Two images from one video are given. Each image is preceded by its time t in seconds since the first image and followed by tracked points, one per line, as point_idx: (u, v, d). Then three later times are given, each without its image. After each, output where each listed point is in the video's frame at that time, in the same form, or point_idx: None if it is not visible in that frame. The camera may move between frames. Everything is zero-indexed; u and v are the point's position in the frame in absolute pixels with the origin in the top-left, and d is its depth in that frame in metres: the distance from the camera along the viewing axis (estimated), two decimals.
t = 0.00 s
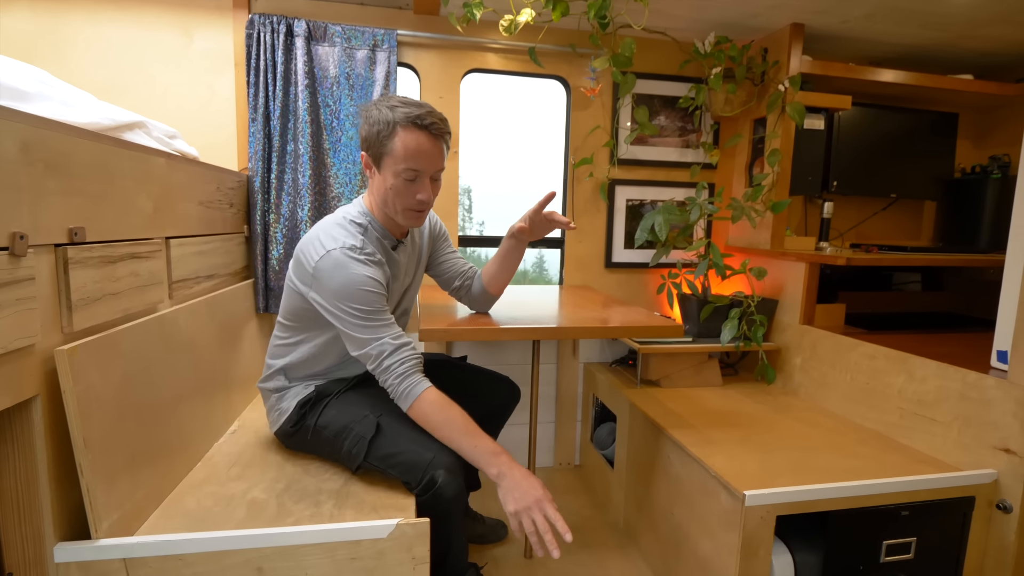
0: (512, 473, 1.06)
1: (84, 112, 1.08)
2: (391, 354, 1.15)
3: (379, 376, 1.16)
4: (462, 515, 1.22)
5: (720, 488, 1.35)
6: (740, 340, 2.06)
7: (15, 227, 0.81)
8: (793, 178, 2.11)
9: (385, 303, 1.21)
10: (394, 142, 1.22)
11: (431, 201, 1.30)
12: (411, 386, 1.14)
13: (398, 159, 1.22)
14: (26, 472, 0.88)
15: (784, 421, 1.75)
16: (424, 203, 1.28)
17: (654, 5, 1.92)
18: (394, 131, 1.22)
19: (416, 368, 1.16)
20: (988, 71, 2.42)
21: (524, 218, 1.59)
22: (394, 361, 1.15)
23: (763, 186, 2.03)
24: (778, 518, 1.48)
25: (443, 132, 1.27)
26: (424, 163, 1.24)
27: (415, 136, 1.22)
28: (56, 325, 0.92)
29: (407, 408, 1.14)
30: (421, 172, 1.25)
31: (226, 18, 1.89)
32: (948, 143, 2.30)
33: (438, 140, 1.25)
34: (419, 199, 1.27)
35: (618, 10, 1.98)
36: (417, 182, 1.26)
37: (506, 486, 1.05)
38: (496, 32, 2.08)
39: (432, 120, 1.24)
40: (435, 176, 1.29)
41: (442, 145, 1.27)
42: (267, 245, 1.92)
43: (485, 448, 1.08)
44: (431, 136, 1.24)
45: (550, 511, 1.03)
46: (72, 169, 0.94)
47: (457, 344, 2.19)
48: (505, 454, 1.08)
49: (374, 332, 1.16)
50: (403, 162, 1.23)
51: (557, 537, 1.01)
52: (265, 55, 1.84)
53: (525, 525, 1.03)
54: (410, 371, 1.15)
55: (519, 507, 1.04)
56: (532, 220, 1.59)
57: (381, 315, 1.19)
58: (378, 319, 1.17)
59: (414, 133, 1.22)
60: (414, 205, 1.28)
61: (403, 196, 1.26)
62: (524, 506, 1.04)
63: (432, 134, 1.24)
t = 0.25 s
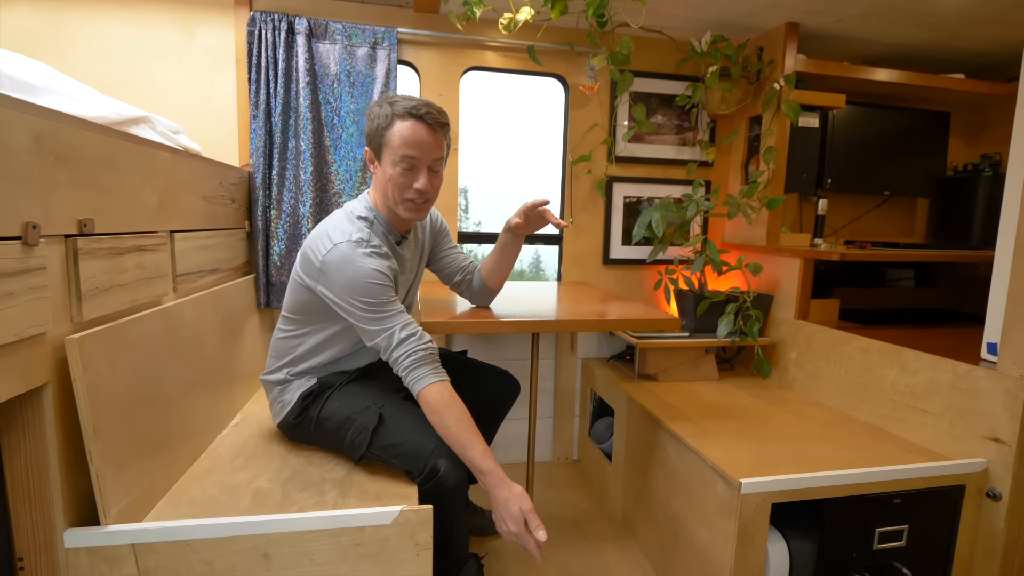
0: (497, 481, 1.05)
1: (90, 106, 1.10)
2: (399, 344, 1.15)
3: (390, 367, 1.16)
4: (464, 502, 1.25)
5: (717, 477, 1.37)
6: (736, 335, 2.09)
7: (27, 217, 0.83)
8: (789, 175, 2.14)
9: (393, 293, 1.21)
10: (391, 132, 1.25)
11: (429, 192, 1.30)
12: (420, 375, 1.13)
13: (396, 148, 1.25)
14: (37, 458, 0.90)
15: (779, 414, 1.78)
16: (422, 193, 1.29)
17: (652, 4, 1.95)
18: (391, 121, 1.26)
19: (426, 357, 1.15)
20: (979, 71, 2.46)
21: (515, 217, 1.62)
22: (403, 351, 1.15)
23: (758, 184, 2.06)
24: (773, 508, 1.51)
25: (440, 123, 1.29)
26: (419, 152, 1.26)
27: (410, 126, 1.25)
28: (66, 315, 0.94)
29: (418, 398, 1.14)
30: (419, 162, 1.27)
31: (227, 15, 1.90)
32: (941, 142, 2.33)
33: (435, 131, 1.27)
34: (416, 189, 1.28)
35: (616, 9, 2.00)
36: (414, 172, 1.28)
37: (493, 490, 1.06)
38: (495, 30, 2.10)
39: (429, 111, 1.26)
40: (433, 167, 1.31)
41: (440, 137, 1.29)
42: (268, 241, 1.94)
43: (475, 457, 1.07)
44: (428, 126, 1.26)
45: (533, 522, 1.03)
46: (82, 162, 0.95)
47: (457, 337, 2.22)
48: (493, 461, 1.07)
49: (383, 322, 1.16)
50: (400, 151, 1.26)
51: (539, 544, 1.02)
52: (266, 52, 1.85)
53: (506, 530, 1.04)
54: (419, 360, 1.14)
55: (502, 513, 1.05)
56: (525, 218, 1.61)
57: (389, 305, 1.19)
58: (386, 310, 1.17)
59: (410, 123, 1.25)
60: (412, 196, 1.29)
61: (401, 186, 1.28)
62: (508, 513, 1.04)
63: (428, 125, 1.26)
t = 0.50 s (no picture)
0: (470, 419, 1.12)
1: (98, 103, 1.12)
2: (363, 340, 1.21)
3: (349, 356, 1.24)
4: (465, 492, 1.27)
5: (712, 468, 1.40)
6: (731, 331, 2.12)
7: (41, 211, 0.85)
8: (782, 174, 2.18)
9: (376, 289, 1.26)
10: (380, 124, 1.31)
11: (420, 178, 1.31)
12: (376, 368, 1.21)
13: (385, 138, 1.30)
14: (49, 447, 0.92)
15: (774, 407, 1.81)
16: (413, 179, 1.30)
17: (648, 5, 1.98)
18: (381, 115, 1.32)
19: (384, 356, 1.23)
20: (968, 72, 2.51)
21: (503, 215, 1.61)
22: (363, 346, 1.22)
23: (753, 182, 2.09)
24: (767, 498, 1.54)
25: (428, 112, 1.33)
26: (407, 139, 1.30)
27: (398, 116, 1.30)
28: (76, 307, 0.95)
29: (373, 389, 1.22)
30: (407, 149, 1.31)
31: (228, 14, 1.92)
32: (931, 141, 2.37)
33: (423, 119, 1.31)
34: (406, 176, 1.30)
35: (613, 9, 2.03)
36: (404, 160, 1.31)
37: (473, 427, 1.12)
38: (494, 30, 2.12)
39: (416, 101, 1.31)
40: (424, 155, 1.33)
41: (430, 126, 1.33)
42: (269, 238, 1.95)
43: (437, 410, 1.13)
44: (415, 114, 1.30)
45: (509, 434, 1.08)
46: (92, 157, 0.97)
47: (455, 332, 2.25)
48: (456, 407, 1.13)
49: (356, 315, 1.22)
50: (389, 139, 1.30)
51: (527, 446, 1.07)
52: (267, 50, 1.87)
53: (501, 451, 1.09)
54: (376, 357, 1.22)
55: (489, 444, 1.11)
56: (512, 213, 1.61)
57: (368, 301, 1.25)
58: (362, 304, 1.23)
59: (398, 113, 1.30)
60: (403, 184, 1.30)
61: (393, 176, 1.31)
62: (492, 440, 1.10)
63: (415, 113, 1.31)
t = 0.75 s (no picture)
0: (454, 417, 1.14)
1: (102, 101, 1.13)
2: (348, 336, 1.23)
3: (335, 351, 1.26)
4: (464, 484, 1.30)
5: (707, 460, 1.43)
6: (726, 328, 2.15)
7: (50, 206, 0.87)
8: (776, 173, 2.21)
9: (362, 285, 1.28)
10: (375, 123, 1.33)
11: (414, 176, 1.33)
12: (361, 363, 1.23)
13: (379, 137, 1.32)
14: (57, 438, 0.93)
15: (768, 403, 1.84)
16: (407, 178, 1.32)
17: (644, 6, 2.00)
18: (376, 114, 1.33)
19: (369, 351, 1.24)
20: (960, 73, 2.54)
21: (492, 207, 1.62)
22: (348, 341, 1.23)
23: (747, 181, 2.12)
24: (761, 491, 1.57)
25: (422, 110, 1.35)
26: (401, 139, 1.31)
27: (392, 115, 1.31)
28: (83, 302, 0.97)
29: (359, 383, 1.23)
30: (401, 148, 1.32)
31: (228, 14, 1.93)
32: (923, 141, 2.40)
33: (417, 117, 1.33)
34: (400, 174, 1.32)
35: (610, 10, 2.06)
36: (398, 158, 1.33)
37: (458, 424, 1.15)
38: (492, 30, 2.14)
39: (410, 100, 1.33)
40: (418, 153, 1.35)
41: (423, 124, 1.34)
42: (269, 236, 1.97)
43: (423, 404, 1.15)
44: (409, 113, 1.32)
45: (490, 435, 1.10)
46: (99, 154, 0.99)
47: (453, 328, 2.27)
48: (440, 402, 1.15)
49: (341, 311, 1.24)
50: (383, 138, 1.32)
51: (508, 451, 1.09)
52: (267, 49, 1.88)
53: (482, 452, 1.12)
54: (361, 352, 1.23)
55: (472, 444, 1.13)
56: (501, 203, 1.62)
57: (354, 297, 1.27)
58: (349, 299, 1.25)
59: (392, 112, 1.32)
60: (397, 182, 1.32)
61: (387, 174, 1.33)
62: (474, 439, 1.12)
63: (409, 112, 1.32)
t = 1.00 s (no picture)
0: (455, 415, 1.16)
1: (100, 99, 1.14)
2: (347, 333, 1.24)
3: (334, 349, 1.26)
4: (461, 480, 1.31)
5: (702, 456, 1.44)
6: (720, 325, 2.17)
7: (50, 203, 0.88)
8: (771, 172, 2.22)
9: (358, 283, 1.29)
10: (367, 121, 1.34)
11: (408, 173, 1.34)
12: (360, 360, 1.23)
13: (372, 135, 1.33)
14: (57, 433, 0.95)
15: (762, 399, 1.86)
16: (400, 175, 1.33)
17: (639, 6, 2.02)
18: (368, 112, 1.34)
19: (368, 348, 1.25)
20: (952, 72, 2.56)
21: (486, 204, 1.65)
22: (346, 338, 1.24)
23: (741, 179, 2.14)
24: (755, 486, 1.58)
25: (415, 107, 1.35)
26: (393, 136, 1.32)
27: (384, 112, 1.32)
28: (82, 298, 0.98)
29: (359, 381, 1.24)
30: (394, 145, 1.33)
31: (225, 12, 1.94)
32: (915, 140, 2.43)
33: (408, 115, 1.33)
34: (394, 171, 1.33)
35: (605, 9, 2.07)
36: (392, 156, 1.34)
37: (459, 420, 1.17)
38: (487, 29, 2.15)
39: (401, 96, 1.33)
40: (411, 150, 1.36)
41: (415, 120, 1.35)
42: (266, 234, 1.97)
43: (423, 401, 1.16)
44: (401, 110, 1.32)
45: (493, 430, 1.12)
46: (97, 151, 1.00)
47: (449, 325, 2.28)
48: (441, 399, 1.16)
49: (338, 309, 1.25)
50: (376, 136, 1.33)
51: (510, 447, 1.12)
52: (263, 48, 1.89)
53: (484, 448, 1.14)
54: (360, 349, 1.23)
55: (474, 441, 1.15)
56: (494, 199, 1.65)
57: (350, 295, 1.27)
58: (345, 297, 1.26)
59: (384, 109, 1.32)
60: (391, 179, 1.33)
61: (380, 172, 1.34)
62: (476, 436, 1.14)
63: (401, 109, 1.33)
